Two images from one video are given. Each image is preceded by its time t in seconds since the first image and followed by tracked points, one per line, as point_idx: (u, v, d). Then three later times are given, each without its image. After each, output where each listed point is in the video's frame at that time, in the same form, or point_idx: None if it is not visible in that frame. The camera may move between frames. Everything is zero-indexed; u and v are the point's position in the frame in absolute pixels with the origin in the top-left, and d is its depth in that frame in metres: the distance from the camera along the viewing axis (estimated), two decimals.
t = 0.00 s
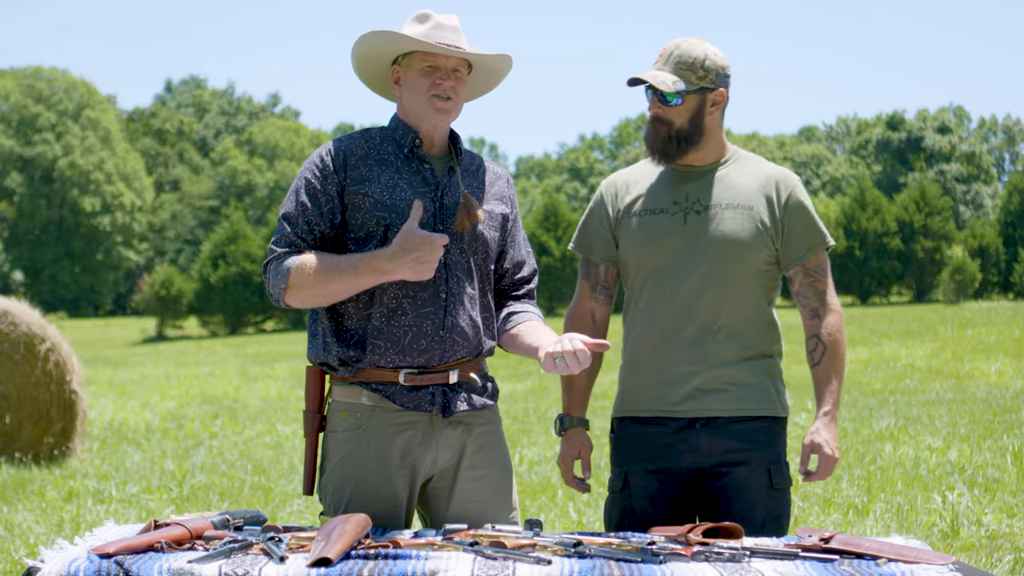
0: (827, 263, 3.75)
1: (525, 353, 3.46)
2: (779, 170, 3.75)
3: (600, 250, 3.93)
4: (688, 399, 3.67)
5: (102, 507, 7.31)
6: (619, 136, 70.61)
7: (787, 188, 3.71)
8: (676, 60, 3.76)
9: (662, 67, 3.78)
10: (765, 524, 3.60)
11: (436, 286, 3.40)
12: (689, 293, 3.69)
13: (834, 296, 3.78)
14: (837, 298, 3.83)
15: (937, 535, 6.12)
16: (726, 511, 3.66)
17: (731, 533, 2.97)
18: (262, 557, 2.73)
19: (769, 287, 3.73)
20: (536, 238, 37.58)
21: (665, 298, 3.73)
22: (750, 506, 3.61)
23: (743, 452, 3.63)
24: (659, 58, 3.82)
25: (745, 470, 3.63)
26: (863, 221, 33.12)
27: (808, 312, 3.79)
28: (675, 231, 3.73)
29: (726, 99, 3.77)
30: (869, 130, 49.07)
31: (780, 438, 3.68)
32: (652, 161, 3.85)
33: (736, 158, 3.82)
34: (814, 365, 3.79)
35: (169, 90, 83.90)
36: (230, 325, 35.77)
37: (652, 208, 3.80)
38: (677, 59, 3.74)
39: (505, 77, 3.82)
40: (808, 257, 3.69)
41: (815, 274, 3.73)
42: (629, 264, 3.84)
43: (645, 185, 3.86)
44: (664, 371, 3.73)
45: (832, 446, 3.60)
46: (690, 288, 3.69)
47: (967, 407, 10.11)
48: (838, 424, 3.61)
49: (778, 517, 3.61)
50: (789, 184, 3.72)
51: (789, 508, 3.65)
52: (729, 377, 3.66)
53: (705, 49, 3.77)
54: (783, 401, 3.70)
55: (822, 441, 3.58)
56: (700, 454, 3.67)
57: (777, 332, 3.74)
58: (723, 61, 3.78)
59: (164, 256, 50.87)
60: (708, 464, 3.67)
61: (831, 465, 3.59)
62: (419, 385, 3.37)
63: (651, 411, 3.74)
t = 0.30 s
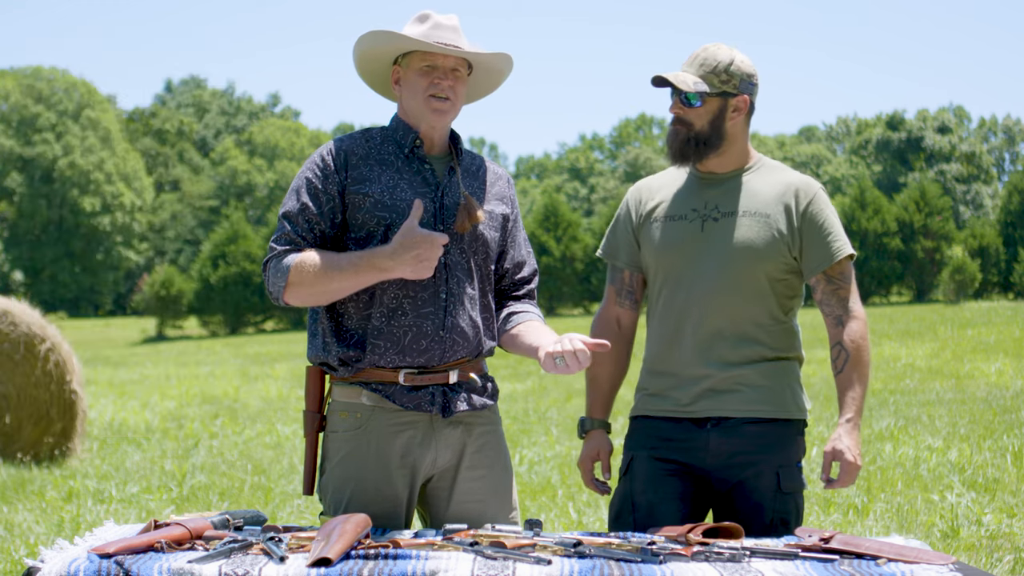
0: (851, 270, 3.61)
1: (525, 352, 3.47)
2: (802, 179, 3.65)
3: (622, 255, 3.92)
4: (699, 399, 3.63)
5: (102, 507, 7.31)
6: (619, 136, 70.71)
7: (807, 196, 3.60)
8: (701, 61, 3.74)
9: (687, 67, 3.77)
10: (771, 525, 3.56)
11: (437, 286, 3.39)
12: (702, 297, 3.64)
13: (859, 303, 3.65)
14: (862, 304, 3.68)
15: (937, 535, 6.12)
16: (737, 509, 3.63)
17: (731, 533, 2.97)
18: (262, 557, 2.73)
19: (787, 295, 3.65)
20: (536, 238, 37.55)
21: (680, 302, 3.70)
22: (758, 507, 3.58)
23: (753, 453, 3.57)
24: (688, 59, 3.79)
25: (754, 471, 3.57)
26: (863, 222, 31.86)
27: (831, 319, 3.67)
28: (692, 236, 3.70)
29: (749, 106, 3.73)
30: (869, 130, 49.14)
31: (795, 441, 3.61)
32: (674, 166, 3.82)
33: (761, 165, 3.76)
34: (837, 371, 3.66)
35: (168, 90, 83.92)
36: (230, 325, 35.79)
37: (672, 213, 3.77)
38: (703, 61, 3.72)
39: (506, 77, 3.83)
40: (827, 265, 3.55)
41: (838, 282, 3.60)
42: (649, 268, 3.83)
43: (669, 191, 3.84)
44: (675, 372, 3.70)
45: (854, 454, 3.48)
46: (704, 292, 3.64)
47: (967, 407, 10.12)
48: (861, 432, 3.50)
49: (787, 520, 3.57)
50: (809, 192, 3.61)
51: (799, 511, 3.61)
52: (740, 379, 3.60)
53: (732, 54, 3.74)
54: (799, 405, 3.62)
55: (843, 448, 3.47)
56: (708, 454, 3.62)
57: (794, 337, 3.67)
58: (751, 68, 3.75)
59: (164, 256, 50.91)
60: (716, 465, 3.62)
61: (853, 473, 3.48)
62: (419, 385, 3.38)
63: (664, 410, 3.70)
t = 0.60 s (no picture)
0: (857, 275, 3.60)
1: (525, 350, 3.47)
2: (810, 182, 3.63)
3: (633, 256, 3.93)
4: (703, 401, 3.62)
5: (102, 507, 7.31)
6: (619, 136, 70.75)
7: (815, 198, 3.59)
8: (709, 60, 3.76)
9: (696, 67, 3.79)
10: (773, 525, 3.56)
11: (439, 286, 3.40)
12: (708, 297, 3.63)
13: (862, 307, 3.65)
14: (866, 309, 3.69)
15: (937, 535, 6.12)
16: (738, 508, 3.62)
17: (731, 532, 2.98)
18: (262, 557, 2.73)
19: (793, 296, 3.63)
20: (536, 239, 37.48)
21: (685, 302, 3.69)
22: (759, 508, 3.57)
23: (756, 454, 3.56)
24: (697, 59, 3.81)
25: (756, 472, 3.57)
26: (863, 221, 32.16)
27: (835, 322, 3.66)
28: (698, 236, 3.70)
29: (756, 104, 3.73)
30: (869, 130, 49.14)
31: (799, 443, 3.61)
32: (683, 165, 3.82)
33: (769, 166, 3.75)
34: (840, 376, 3.66)
35: (168, 90, 83.94)
36: (230, 325, 35.80)
37: (679, 213, 3.77)
38: (710, 59, 3.75)
39: (508, 75, 3.85)
40: (833, 268, 3.54)
41: (843, 286, 3.60)
42: (656, 268, 3.83)
43: (677, 191, 3.84)
44: (679, 373, 3.69)
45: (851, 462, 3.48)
46: (709, 292, 3.63)
47: (967, 407, 10.13)
48: (861, 439, 3.51)
49: (789, 522, 3.56)
50: (817, 193, 3.60)
51: (802, 514, 3.60)
52: (743, 380, 3.59)
53: (739, 53, 3.75)
54: (802, 407, 3.61)
55: (841, 455, 3.48)
56: (711, 454, 3.62)
57: (800, 340, 3.65)
58: (758, 67, 3.76)
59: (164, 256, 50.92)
60: (718, 465, 3.62)
61: (850, 481, 3.48)
62: (419, 385, 3.38)
63: (669, 413, 3.69)
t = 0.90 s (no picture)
0: (854, 273, 3.59)
1: (524, 351, 3.47)
2: (808, 179, 3.63)
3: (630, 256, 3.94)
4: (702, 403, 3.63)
5: (102, 507, 7.32)
6: (619, 136, 70.82)
7: (812, 196, 3.59)
8: (704, 57, 3.76)
9: (691, 65, 3.78)
10: (771, 527, 3.55)
11: (439, 285, 3.39)
12: (706, 297, 3.63)
13: (859, 306, 3.64)
14: (863, 308, 3.68)
15: (937, 535, 6.12)
16: (736, 511, 3.61)
17: (731, 533, 2.98)
18: (262, 557, 2.73)
19: (791, 296, 3.63)
20: (536, 239, 37.39)
21: (682, 301, 3.70)
22: (757, 510, 3.56)
23: (752, 456, 3.56)
24: (691, 57, 3.81)
25: (753, 475, 3.56)
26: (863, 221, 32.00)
27: (831, 321, 3.65)
28: (695, 234, 3.70)
29: (751, 101, 3.73)
30: (869, 130, 49.15)
31: (797, 445, 3.59)
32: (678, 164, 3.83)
33: (766, 164, 3.75)
34: (836, 376, 3.65)
35: (168, 90, 83.96)
36: (230, 325, 35.81)
37: (676, 212, 3.77)
38: (705, 57, 3.74)
39: (510, 82, 3.84)
40: (830, 266, 3.54)
41: (839, 285, 3.58)
42: (653, 268, 3.84)
43: (673, 190, 3.84)
44: (677, 374, 3.69)
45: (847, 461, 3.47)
46: (707, 293, 3.63)
47: (967, 407, 10.14)
48: (856, 437, 3.50)
49: (785, 523, 3.55)
50: (815, 191, 3.60)
51: (799, 515, 3.59)
52: (740, 381, 3.59)
53: (734, 51, 3.75)
54: (799, 408, 3.60)
55: (837, 455, 3.46)
56: (707, 458, 3.62)
57: (799, 340, 3.64)
58: (753, 65, 3.76)
59: (165, 256, 50.97)
60: (715, 469, 3.62)
61: (846, 481, 3.46)
62: (419, 385, 3.38)
63: (667, 415, 3.70)
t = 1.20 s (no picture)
0: (852, 272, 3.58)
1: (526, 350, 3.47)
2: (806, 179, 3.63)
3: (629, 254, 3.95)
4: (700, 404, 3.62)
5: (102, 507, 7.32)
6: (619, 136, 70.88)
7: (809, 195, 3.59)
8: (700, 57, 3.75)
9: (687, 65, 3.78)
10: (771, 527, 3.54)
11: (441, 286, 3.38)
12: (704, 298, 3.63)
13: (858, 306, 3.63)
14: (861, 307, 3.66)
15: (937, 535, 6.12)
16: (737, 511, 3.61)
17: (731, 533, 2.98)
18: (262, 557, 2.73)
19: (788, 296, 3.63)
20: (536, 239, 37.29)
21: (680, 302, 3.70)
22: (757, 511, 3.56)
23: (752, 457, 3.55)
24: (688, 57, 3.80)
25: (753, 475, 3.56)
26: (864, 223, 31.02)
27: (829, 321, 3.64)
28: (692, 235, 3.70)
29: (749, 100, 3.73)
30: (869, 130, 49.15)
31: (795, 445, 3.58)
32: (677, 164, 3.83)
33: (764, 163, 3.75)
34: (833, 374, 3.64)
35: (168, 90, 83.95)
36: (230, 325, 35.81)
37: (674, 212, 3.78)
38: (702, 57, 3.74)
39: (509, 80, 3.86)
40: (828, 265, 3.53)
41: (838, 284, 3.57)
42: (651, 269, 3.84)
43: (672, 191, 3.84)
44: (676, 376, 3.69)
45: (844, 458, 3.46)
46: (705, 294, 3.63)
47: (967, 407, 10.15)
48: (853, 434, 3.49)
49: (785, 523, 3.54)
50: (812, 191, 3.60)
51: (799, 515, 3.58)
52: (739, 382, 3.58)
53: (731, 50, 3.75)
54: (798, 408, 3.60)
55: (833, 451, 3.46)
56: (707, 459, 3.62)
57: (797, 339, 3.64)
58: (750, 63, 3.76)
59: (165, 256, 50.94)
60: (715, 470, 3.61)
61: (842, 477, 3.46)
62: (420, 385, 3.38)
63: (666, 416, 3.69)
